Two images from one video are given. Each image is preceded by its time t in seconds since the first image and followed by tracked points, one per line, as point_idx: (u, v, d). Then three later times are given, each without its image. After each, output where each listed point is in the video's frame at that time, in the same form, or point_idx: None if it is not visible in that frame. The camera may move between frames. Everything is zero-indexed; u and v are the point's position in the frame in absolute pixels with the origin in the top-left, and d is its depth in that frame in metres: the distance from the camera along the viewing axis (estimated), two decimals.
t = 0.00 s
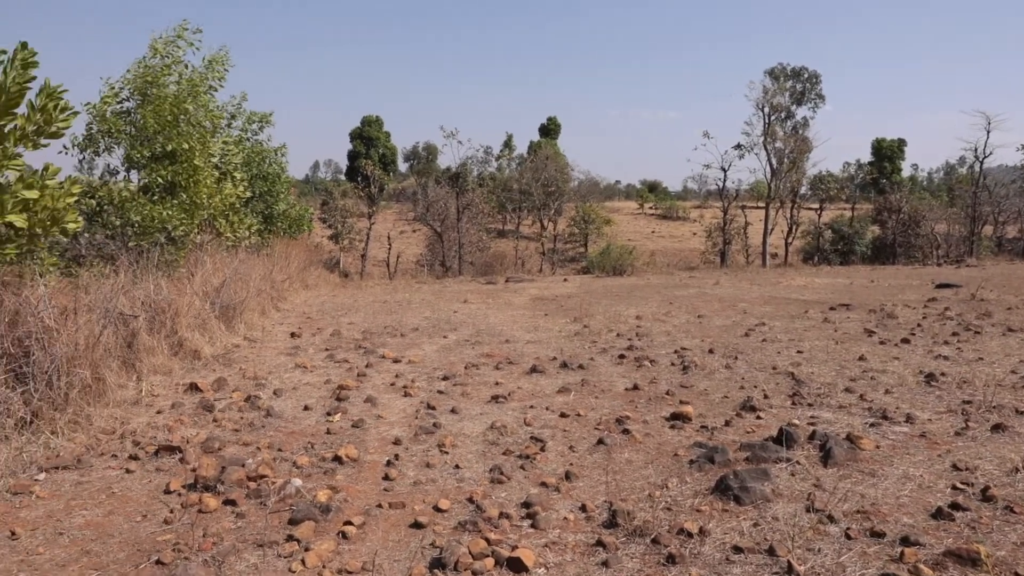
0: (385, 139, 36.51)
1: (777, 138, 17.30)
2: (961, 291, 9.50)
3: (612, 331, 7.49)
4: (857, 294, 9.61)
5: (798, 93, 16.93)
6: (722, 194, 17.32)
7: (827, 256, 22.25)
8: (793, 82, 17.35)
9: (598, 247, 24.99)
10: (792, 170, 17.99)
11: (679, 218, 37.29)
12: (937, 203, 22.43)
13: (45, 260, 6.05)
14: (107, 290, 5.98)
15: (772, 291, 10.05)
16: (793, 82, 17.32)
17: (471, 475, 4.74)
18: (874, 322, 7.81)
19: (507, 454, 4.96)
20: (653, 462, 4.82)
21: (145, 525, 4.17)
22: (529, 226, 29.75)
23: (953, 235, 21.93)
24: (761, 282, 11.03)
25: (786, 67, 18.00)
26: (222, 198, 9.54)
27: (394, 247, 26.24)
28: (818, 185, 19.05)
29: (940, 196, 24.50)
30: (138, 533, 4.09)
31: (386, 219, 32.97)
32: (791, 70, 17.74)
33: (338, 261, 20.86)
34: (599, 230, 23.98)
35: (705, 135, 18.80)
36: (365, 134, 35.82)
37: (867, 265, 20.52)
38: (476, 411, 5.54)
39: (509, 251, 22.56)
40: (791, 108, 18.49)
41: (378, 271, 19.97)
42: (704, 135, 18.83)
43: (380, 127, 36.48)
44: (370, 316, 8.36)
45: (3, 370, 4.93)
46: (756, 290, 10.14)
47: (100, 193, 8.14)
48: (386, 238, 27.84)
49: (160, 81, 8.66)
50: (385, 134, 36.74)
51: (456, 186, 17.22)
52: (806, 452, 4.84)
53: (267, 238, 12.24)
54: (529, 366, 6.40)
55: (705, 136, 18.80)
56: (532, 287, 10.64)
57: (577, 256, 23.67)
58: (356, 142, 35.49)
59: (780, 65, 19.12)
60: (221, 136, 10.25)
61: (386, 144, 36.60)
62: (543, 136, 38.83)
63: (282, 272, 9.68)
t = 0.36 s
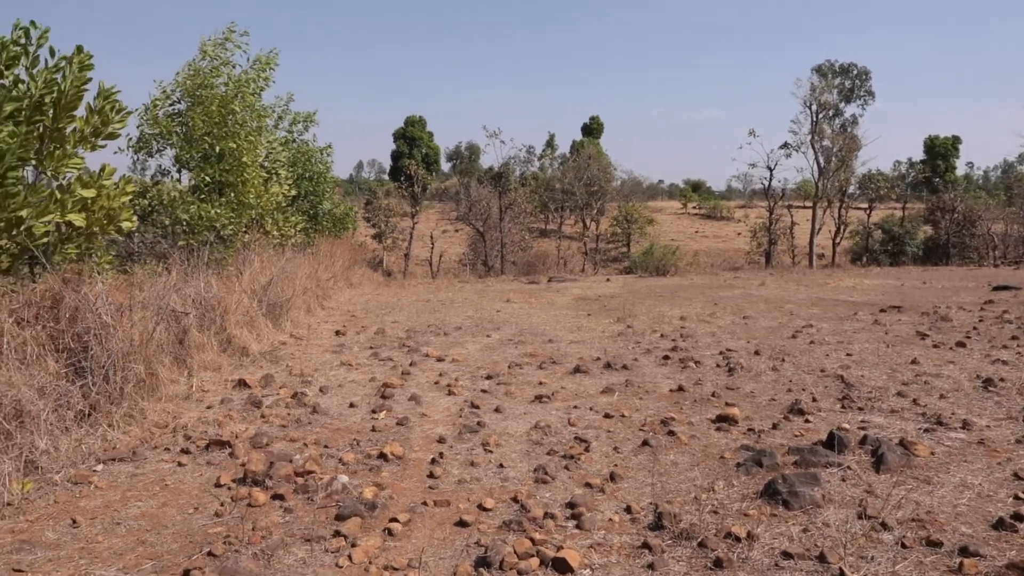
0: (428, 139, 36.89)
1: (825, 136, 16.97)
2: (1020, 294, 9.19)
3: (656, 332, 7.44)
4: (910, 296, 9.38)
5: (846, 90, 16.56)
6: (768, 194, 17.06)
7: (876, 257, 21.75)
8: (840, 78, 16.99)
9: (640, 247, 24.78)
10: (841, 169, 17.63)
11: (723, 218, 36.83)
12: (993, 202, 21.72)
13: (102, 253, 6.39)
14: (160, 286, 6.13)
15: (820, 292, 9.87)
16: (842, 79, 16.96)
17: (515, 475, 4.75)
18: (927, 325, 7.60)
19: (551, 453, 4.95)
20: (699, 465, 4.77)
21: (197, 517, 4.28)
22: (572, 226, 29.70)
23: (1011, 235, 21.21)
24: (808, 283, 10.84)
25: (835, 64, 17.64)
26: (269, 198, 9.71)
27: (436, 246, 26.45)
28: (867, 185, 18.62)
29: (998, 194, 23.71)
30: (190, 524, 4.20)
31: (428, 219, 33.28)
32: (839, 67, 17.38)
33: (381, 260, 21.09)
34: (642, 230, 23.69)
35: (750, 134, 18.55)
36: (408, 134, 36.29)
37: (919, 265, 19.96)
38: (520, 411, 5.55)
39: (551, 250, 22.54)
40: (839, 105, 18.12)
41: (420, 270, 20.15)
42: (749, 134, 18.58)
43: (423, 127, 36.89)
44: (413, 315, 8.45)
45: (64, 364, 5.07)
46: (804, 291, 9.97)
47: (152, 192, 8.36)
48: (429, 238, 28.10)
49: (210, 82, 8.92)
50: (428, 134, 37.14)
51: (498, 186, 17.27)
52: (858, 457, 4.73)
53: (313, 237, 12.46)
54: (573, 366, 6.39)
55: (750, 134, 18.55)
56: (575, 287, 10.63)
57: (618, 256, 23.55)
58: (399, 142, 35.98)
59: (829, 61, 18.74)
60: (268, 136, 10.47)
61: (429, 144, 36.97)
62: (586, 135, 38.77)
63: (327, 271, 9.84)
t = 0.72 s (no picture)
0: (472, 138, 37.14)
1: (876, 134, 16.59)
2: None
3: (702, 333, 7.36)
4: (967, 299, 9.10)
5: (899, 86, 16.14)
6: (817, 193, 16.73)
7: (929, 258, 21.15)
8: (893, 74, 16.55)
9: (685, 246, 24.49)
10: (893, 168, 17.22)
11: (769, 218, 36.20)
12: None
13: (158, 250, 6.66)
14: (213, 284, 6.29)
15: (872, 294, 9.65)
16: (894, 74, 16.52)
17: (561, 475, 4.74)
18: (986, 329, 7.36)
19: (597, 454, 4.94)
20: (748, 468, 4.69)
21: (248, 510, 4.38)
22: (615, 226, 29.53)
23: None
24: (859, 285, 10.61)
25: (888, 59, 17.20)
26: (317, 196, 9.88)
27: (479, 245, 26.57)
28: (921, 184, 18.12)
29: None
30: (242, 517, 4.30)
31: (472, 217, 33.45)
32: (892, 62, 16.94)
33: (425, 258, 21.26)
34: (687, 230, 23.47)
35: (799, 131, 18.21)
36: (452, 134, 36.63)
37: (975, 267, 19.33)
38: (566, 410, 5.54)
39: (594, 249, 22.44)
40: (893, 101, 17.66)
41: (464, 269, 20.26)
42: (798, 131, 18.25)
43: (467, 126, 37.18)
44: (458, 314, 8.51)
45: (122, 358, 5.21)
46: (854, 292, 9.76)
47: (202, 193, 8.59)
48: (473, 236, 28.23)
49: (258, 83, 9.02)
50: (472, 133, 37.38)
51: (542, 185, 17.23)
52: (914, 464, 4.59)
53: (358, 236, 12.64)
54: (618, 367, 6.36)
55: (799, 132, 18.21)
56: (619, 287, 10.58)
57: (662, 256, 23.33)
58: (444, 142, 36.31)
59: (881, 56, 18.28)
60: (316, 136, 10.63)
61: (473, 143, 37.21)
62: (631, 134, 38.51)
63: (372, 269, 9.98)
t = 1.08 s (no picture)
0: (515, 137, 37.30)
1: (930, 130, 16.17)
2: None
3: (749, 334, 7.26)
4: None
5: (955, 81, 15.70)
6: (867, 192, 16.37)
7: (985, 258, 20.48)
8: (949, 67, 16.12)
9: (730, 246, 24.13)
10: (948, 166, 16.74)
11: (817, 217, 35.50)
12: None
13: (209, 246, 6.85)
14: (261, 281, 6.41)
15: (926, 295, 9.39)
16: (950, 68, 16.07)
17: (607, 475, 4.71)
18: None
19: (644, 455, 4.89)
20: (799, 472, 4.58)
21: (297, 504, 4.44)
22: (659, 225, 29.28)
23: None
24: (912, 286, 10.34)
25: (943, 52, 16.73)
26: (362, 194, 10.01)
27: (522, 244, 26.62)
28: (977, 182, 17.56)
29: None
30: (291, 511, 4.36)
31: (514, 216, 33.55)
32: (947, 56, 16.48)
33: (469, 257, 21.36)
34: (732, 229, 23.16)
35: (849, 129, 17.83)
36: (495, 133, 36.92)
37: None
38: (611, 410, 5.50)
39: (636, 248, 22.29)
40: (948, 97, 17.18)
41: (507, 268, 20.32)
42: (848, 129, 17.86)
43: (510, 125, 37.36)
44: (502, 313, 8.53)
45: (174, 353, 5.32)
46: (907, 294, 9.52)
47: (252, 192, 8.78)
48: (516, 235, 28.31)
49: (304, 82, 9.19)
50: (515, 131, 37.53)
51: (585, 184, 17.16)
52: (974, 473, 4.43)
53: (402, 234, 12.75)
54: (664, 367, 6.30)
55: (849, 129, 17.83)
56: (664, 286, 10.49)
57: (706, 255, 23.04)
58: (487, 141, 36.57)
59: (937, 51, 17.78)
60: (360, 135, 10.80)
61: (516, 142, 37.37)
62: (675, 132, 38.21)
63: (416, 268, 10.06)
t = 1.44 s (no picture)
0: (558, 138, 37.41)
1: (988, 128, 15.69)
2: None
3: (798, 336, 7.13)
4: None
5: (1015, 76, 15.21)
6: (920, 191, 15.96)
7: None
8: (1010, 63, 15.63)
9: (776, 246, 23.75)
10: (1008, 164, 16.21)
11: (866, 218, 34.75)
12: None
13: (258, 245, 6.95)
14: (308, 280, 6.50)
15: (983, 299, 9.12)
16: (1010, 64, 15.58)
17: (655, 479, 4.64)
18: None
19: (692, 459, 4.82)
20: (854, 480, 4.44)
21: (344, 502, 4.46)
22: (704, 226, 28.97)
23: None
24: (969, 289, 10.05)
25: (1002, 48, 16.23)
26: (407, 193, 10.10)
27: (565, 244, 26.61)
28: None
29: None
30: (338, 508, 4.38)
31: (557, 216, 33.58)
32: (1007, 51, 15.98)
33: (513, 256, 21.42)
34: (779, 230, 22.80)
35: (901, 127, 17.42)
36: (539, 133, 37.13)
37: None
38: (658, 413, 5.43)
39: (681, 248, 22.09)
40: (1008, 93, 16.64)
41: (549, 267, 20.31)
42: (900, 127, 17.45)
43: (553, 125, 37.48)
44: (546, 312, 8.52)
45: (224, 349, 5.41)
46: (964, 297, 9.24)
47: (300, 192, 8.88)
48: (559, 235, 28.31)
49: (350, 81, 9.32)
50: (558, 131, 37.62)
51: (630, 184, 17.06)
52: None
53: (447, 234, 12.83)
54: (712, 369, 6.21)
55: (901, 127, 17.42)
56: (709, 287, 10.38)
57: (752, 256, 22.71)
58: (531, 140, 36.75)
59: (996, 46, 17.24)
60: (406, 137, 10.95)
61: (559, 142, 37.47)
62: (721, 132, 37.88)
63: (460, 267, 10.11)
